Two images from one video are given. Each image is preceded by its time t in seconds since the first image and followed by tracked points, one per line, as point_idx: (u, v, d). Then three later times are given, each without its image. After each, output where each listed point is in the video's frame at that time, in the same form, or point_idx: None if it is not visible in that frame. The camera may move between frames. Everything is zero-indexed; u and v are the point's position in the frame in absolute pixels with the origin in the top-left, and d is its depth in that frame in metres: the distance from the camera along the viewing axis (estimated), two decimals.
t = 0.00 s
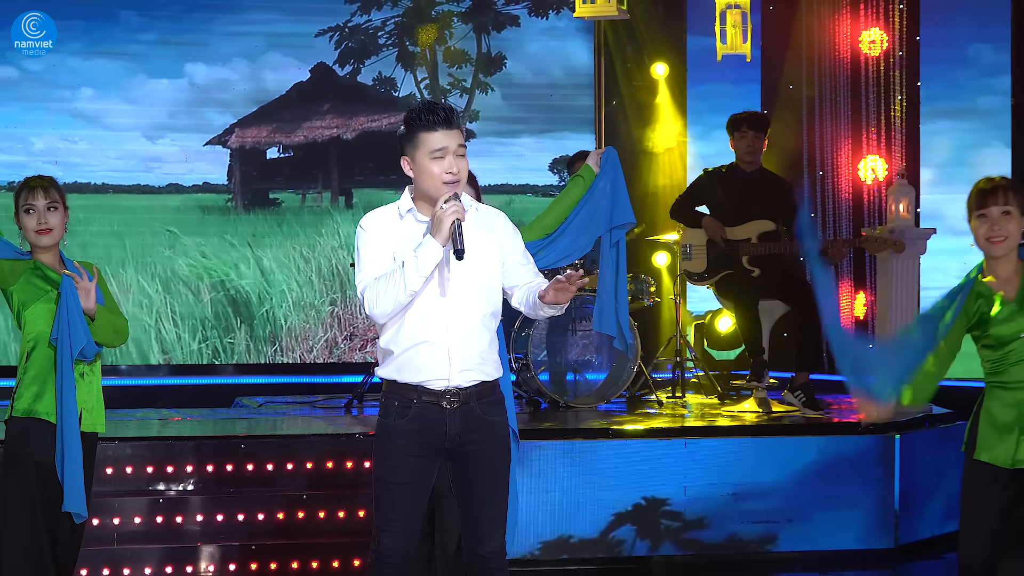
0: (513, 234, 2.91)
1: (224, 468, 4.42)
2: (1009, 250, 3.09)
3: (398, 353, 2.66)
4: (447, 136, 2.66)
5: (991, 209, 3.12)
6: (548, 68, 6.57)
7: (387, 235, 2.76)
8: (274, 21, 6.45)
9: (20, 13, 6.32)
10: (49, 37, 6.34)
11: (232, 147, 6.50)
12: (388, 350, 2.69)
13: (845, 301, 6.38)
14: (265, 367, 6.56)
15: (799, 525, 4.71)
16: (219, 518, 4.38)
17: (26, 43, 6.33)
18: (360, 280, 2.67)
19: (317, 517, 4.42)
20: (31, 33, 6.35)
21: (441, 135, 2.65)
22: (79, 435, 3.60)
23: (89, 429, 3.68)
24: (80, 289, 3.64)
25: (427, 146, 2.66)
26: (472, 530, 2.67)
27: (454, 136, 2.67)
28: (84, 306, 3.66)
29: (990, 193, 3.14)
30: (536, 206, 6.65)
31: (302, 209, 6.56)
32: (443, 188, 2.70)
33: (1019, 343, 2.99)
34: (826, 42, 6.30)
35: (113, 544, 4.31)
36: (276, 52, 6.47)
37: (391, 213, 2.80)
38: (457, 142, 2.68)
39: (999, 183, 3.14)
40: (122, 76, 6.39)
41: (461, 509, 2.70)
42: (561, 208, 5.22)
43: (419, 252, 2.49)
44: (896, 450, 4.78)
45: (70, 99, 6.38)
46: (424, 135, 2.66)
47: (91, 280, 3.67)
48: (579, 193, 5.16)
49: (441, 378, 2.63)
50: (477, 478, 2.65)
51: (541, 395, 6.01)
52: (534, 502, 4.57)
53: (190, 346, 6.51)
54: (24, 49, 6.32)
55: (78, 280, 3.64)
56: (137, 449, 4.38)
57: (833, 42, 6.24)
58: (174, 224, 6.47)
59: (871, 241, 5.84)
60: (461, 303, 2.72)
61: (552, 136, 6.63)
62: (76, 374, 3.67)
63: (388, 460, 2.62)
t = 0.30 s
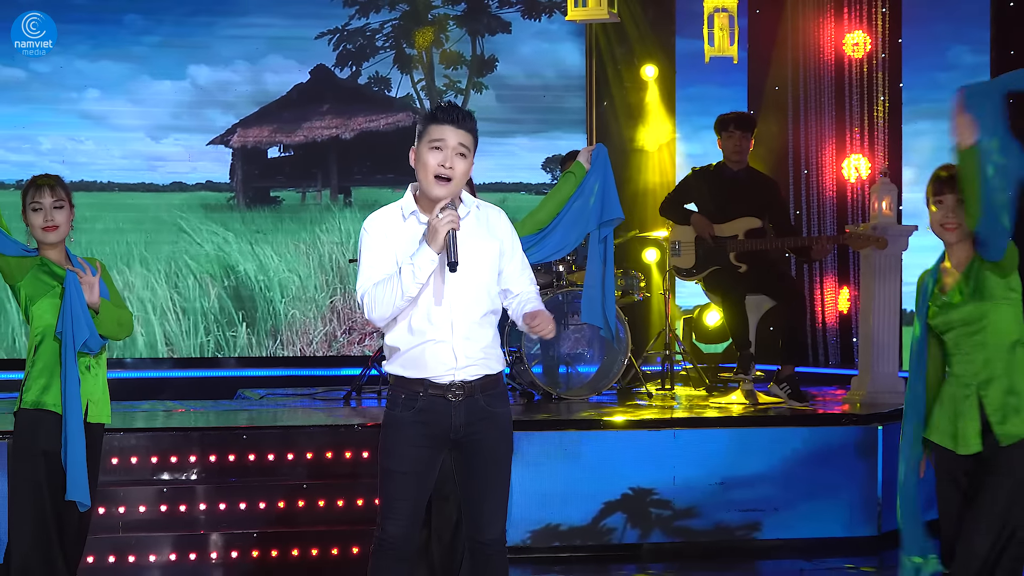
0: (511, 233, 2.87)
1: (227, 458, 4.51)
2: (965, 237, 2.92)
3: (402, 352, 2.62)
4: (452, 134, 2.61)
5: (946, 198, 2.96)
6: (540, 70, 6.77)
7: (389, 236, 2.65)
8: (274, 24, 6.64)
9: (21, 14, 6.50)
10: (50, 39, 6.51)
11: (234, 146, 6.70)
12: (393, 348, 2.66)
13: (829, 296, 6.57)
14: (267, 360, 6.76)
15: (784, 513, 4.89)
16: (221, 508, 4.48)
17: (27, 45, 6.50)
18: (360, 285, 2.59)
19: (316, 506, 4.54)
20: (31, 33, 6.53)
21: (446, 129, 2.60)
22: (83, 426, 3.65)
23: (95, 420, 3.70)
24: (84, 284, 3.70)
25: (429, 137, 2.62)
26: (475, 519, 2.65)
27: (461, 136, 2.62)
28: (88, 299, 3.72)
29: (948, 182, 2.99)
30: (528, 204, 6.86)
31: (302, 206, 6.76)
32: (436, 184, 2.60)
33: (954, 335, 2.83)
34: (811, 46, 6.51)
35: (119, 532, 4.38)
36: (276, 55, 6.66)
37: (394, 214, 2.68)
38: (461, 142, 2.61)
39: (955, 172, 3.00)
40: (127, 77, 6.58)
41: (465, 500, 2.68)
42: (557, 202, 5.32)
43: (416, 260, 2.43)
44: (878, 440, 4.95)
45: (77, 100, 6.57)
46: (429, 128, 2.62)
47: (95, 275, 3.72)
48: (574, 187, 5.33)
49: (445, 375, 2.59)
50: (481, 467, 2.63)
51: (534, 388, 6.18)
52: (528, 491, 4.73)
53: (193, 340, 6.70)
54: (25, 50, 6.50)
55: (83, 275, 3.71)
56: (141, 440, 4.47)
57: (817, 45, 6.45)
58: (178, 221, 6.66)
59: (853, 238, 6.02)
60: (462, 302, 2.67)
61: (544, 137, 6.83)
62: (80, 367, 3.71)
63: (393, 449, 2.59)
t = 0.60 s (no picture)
0: (510, 236, 2.99)
1: (229, 450, 4.70)
2: (947, 219, 3.22)
3: (405, 346, 2.71)
4: (464, 142, 2.67)
5: (934, 178, 3.22)
6: (534, 72, 6.96)
7: (396, 233, 2.72)
8: (276, 28, 6.83)
9: (21, 14, 6.69)
10: (48, 37, 6.70)
11: (237, 147, 6.90)
12: (395, 342, 2.74)
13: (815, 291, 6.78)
14: (268, 354, 6.95)
15: (771, 503, 5.08)
16: (224, 498, 4.64)
17: (25, 43, 6.69)
18: (363, 279, 2.66)
19: (317, 496, 4.70)
20: (30, 33, 6.71)
21: (459, 138, 2.66)
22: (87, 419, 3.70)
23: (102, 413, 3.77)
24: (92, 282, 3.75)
25: (441, 144, 2.67)
26: (471, 508, 2.76)
27: (473, 145, 2.67)
28: (96, 297, 3.77)
29: (938, 161, 3.22)
30: (522, 204, 7.05)
31: (303, 204, 6.95)
32: (447, 190, 2.68)
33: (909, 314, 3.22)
34: (796, 49, 6.73)
35: (125, 521, 4.54)
36: (277, 58, 6.85)
37: (404, 211, 2.76)
38: (473, 151, 2.68)
39: (951, 153, 3.21)
40: (133, 79, 6.76)
41: (462, 490, 2.79)
42: (552, 200, 5.53)
43: (419, 260, 2.50)
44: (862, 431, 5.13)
45: (85, 101, 6.76)
46: (442, 134, 2.67)
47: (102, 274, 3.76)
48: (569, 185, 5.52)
49: (443, 370, 2.69)
50: (478, 457, 2.75)
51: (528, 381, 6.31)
52: (523, 480, 4.93)
53: (196, 335, 6.91)
54: (23, 49, 6.69)
55: (91, 273, 3.75)
56: (146, 432, 4.66)
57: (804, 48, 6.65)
58: (183, 219, 6.86)
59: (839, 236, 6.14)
60: (462, 301, 2.77)
61: (538, 137, 7.02)
62: (89, 363, 3.76)
63: (393, 440, 2.69)
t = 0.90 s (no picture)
0: (508, 238, 3.18)
1: (233, 441, 4.87)
2: (949, 230, 2.98)
3: (403, 339, 2.87)
4: (469, 141, 2.87)
5: (938, 188, 2.99)
6: (529, 75, 7.18)
7: (402, 230, 2.89)
8: (279, 32, 7.04)
9: (22, 15, 6.86)
10: (50, 38, 6.89)
11: (241, 147, 7.11)
12: (393, 334, 2.90)
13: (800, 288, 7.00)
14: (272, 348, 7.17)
15: (757, 492, 5.30)
16: (229, 488, 4.84)
17: (27, 45, 6.87)
18: (368, 272, 2.83)
19: (318, 485, 4.90)
20: (31, 33, 6.89)
21: (464, 137, 2.86)
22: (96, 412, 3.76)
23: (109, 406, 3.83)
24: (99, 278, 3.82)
25: (447, 143, 2.87)
26: (466, 495, 2.94)
27: (477, 144, 2.88)
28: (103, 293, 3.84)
29: (943, 172, 3.00)
30: (517, 203, 7.27)
31: (305, 203, 7.16)
32: (451, 187, 2.89)
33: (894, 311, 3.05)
34: (782, 54, 6.97)
35: (132, 510, 4.73)
36: (279, 60, 7.05)
37: (411, 206, 2.95)
38: (477, 149, 2.88)
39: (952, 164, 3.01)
40: (139, 82, 6.98)
41: (457, 481, 2.96)
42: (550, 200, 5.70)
43: (423, 254, 2.71)
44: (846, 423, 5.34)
45: (93, 103, 6.97)
46: (448, 134, 2.87)
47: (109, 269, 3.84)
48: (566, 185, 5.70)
49: (441, 363, 2.86)
50: (474, 447, 2.91)
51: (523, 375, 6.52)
52: (518, 469, 5.14)
53: (201, 330, 7.11)
54: (24, 51, 6.87)
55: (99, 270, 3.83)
56: (152, 424, 4.82)
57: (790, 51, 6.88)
58: (188, 217, 7.06)
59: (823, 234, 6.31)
60: (462, 297, 2.93)
61: (533, 138, 7.24)
62: (96, 356, 3.80)
63: (392, 432, 2.84)
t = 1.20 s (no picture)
0: (502, 237, 3.41)
1: (238, 433, 5.09)
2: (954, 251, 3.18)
3: (401, 330, 3.07)
4: (466, 135, 3.09)
5: (943, 210, 3.19)
6: (524, 77, 7.40)
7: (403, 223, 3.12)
8: (281, 36, 7.25)
9: (21, 15, 7.04)
10: (48, 37, 7.07)
11: (245, 147, 7.32)
12: (392, 327, 3.09)
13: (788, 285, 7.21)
14: (275, 343, 7.37)
15: (743, 482, 5.50)
16: (233, 477, 5.03)
17: (25, 44, 7.07)
18: (370, 263, 3.04)
19: (320, 475, 5.11)
20: (30, 33, 7.09)
21: (462, 131, 3.08)
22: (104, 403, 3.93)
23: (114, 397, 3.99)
24: (104, 274, 3.98)
25: (446, 136, 3.09)
26: (459, 485, 3.15)
27: (474, 137, 3.10)
28: (107, 288, 4.00)
29: (947, 194, 3.20)
30: (512, 203, 7.49)
31: (307, 202, 7.38)
32: (451, 177, 3.09)
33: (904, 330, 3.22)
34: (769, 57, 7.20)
35: (139, 500, 4.92)
36: (281, 63, 7.27)
37: (411, 202, 3.18)
38: (474, 142, 3.09)
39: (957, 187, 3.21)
40: (146, 84, 7.20)
41: (452, 472, 3.17)
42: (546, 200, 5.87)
43: (425, 238, 2.93)
44: (831, 414, 5.56)
45: (101, 105, 7.19)
46: (446, 128, 3.09)
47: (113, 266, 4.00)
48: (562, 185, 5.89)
49: (438, 354, 3.06)
50: (467, 437, 3.13)
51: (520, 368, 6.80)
52: (513, 459, 5.35)
53: (206, 324, 7.32)
54: (23, 49, 7.06)
55: (103, 266, 3.99)
56: (158, 415, 5.03)
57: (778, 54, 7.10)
58: (194, 214, 7.28)
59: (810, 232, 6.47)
60: (459, 289, 3.15)
61: (528, 139, 7.46)
62: (102, 349, 3.99)
63: (388, 425, 3.04)
